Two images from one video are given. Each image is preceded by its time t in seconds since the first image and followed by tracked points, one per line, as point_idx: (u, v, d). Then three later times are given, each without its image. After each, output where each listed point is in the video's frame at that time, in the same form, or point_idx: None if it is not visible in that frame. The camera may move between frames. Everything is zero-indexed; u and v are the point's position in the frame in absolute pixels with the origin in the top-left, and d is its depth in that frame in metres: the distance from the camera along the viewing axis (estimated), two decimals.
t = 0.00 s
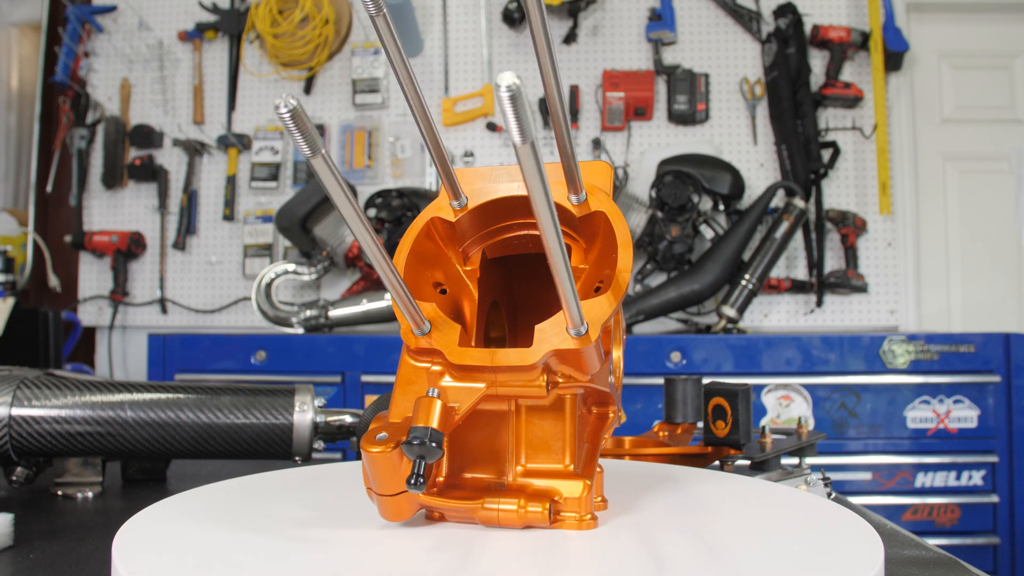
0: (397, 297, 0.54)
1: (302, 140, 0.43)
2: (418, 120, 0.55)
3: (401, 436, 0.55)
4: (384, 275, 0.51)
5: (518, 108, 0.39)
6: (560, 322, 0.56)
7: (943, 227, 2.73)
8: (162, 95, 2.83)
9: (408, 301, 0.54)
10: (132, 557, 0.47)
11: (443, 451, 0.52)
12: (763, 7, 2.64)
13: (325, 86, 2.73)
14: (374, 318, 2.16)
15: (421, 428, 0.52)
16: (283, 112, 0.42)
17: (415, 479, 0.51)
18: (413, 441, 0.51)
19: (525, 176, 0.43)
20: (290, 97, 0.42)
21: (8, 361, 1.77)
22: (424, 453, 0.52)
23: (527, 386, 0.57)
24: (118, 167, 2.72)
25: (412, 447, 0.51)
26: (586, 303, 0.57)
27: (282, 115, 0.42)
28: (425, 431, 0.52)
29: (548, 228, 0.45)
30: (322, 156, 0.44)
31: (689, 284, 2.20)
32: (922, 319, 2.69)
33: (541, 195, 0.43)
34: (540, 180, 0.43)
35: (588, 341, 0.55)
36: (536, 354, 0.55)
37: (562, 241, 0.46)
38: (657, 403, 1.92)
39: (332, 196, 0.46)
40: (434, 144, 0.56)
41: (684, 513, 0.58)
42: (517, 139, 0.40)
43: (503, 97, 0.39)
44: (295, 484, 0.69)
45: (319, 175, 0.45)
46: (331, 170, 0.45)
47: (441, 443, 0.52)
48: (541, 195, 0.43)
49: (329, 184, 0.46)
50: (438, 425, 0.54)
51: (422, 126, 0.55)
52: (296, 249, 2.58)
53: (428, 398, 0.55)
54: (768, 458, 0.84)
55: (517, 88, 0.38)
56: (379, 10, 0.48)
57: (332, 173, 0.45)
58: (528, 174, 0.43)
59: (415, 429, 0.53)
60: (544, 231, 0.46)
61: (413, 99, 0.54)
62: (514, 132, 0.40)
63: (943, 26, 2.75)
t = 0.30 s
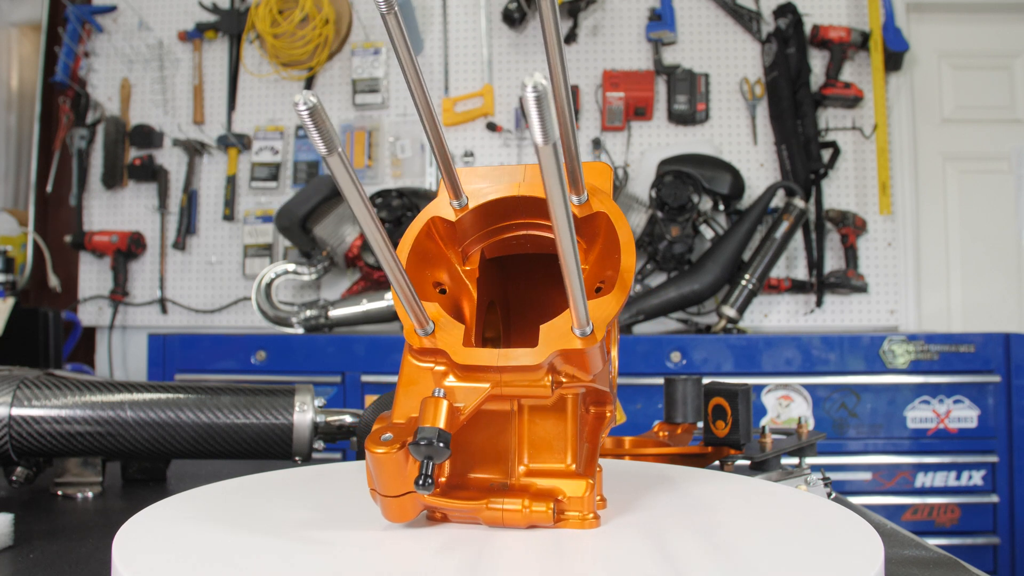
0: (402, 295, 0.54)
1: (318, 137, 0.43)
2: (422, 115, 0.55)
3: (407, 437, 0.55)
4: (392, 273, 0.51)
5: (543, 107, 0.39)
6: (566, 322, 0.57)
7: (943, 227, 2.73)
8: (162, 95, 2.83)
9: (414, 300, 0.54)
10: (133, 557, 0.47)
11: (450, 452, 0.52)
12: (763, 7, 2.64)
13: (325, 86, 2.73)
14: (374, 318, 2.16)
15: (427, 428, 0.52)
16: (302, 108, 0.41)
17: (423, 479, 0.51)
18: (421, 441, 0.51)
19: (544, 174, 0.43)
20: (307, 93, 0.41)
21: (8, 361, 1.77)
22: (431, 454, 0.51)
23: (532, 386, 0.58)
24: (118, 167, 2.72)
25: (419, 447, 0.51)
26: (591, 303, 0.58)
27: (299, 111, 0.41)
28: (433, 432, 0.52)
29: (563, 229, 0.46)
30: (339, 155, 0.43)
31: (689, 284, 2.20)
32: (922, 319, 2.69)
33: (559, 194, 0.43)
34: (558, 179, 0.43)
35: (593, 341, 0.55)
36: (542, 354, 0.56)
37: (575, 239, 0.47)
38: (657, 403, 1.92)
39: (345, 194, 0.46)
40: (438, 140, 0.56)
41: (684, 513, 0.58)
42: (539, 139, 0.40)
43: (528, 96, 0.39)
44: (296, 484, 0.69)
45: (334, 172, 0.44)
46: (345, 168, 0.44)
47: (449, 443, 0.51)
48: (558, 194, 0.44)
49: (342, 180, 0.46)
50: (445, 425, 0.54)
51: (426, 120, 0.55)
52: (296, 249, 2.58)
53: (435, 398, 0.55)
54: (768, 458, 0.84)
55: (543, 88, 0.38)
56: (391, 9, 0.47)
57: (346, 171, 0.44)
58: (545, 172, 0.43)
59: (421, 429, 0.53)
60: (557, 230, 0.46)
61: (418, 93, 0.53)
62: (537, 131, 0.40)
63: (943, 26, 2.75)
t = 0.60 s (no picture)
0: (408, 295, 0.53)
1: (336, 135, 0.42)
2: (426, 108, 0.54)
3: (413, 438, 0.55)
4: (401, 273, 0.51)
5: (568, 110, 0.39)
6: (570, 323, 0.57)
7: (943, 227, 2.73)
8: (162, 95, 2.83)
9: (420, 300, 0.54)
10: (132, 557, 0.47)
11: (458, 452, 0.52)
12: (763, 7, 2.64)
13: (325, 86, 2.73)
14: (374, 318, 2.16)
15: (433, 429, 0.52)
16: (322, 107, 0.40)
17: (431, 479, 0.51)
18: (428, 443, 0.51)
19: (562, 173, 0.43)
20: (328, 92, 0.40)
21: (8, 361, 1.77)
22: (439, 455, 0.51)
23: (537, 386, 0.58)
24: (118, 167, 2.72)
25: (427, 448, 0.51)
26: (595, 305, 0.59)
27: (318, 109, 0.41)
28: (441, 432, 0.52)
29: (576, 226, 0.46)
30: (355, 153, 0.43)
31: (689, 284, 2.20)
32: (922, 319, 2.69)
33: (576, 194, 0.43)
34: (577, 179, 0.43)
35: (598, 341, 0.56)
36: (547, 355, 0.56)
37: (588, 239, 0.47)
38: (657, 403, 1.92)
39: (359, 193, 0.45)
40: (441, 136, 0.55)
41: (684, 513, 0.58)
42: (561, 140, 0.40)
43: (553, 97, 0.39)
44: (297, 484, 0.69)
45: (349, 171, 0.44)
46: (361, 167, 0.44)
47: (456, 444, 0.52)
48: (575, 193, 0.44)
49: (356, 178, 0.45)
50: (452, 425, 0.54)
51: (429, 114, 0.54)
52: (296, 249, 2.58)
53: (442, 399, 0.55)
54: (768, 458, 0.84)
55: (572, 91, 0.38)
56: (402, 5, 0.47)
57: (361, 169, 0.44)
58: (564, 172, 0.43)
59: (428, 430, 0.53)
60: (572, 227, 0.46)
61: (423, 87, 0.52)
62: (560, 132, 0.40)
63: (943, 26, 2.75)
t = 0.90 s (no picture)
0: (415, 295, 0.53)
1: (355, 134, 0.41)
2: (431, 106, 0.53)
3: (419, 438, 0.54)
4: (409, 272, 0.51)
5: (593, 112, 0.39)
6: (574, 323, 0.58)
7: (943, 228, 2.73)
8: (162, 95, 2.83)
9: (426, 300, 0.54)
10: (133, 557, 0.47)
11: (466, 452, 0.51)
12: (763, 7, 2.64)
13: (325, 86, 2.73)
14: (374, 318, 2.16)
15: (441, 429, 0.51)
16: (344, 106, 0.40)
17: (440, 480, 0.51)
18: (436, 442, 0.50)
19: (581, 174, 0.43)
20: (350, 90, 0.40)
21: (8, 361, 1.77)
22: (447, 455, 0.51)
23: (541, 386, 0.58)
24: (118, 167, 2.72)
25: (435, 449, 0.50)
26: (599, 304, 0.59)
27: (339, 107, 0.40)
28: (448, 432, 0.51)
29: (589, 226, 0.47)
30: (373, 152, 0.43)
31: (689, 284, 2.20)
32: (922, 319, 2.69)
33: (594, 195, 0.44)
34: (595, 181, 0.43)
35: (603, 341, 0.57)
36: (553, 355, 0.56)
37: (599, 239, 0.48)
38: (657, 403, 1.92)
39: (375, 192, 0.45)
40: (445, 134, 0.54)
41: (684, 512, 0.58)
42: (583, 143, 0.41)
43: (579, 98, 0.39)
44: (298, 484, 0.69)
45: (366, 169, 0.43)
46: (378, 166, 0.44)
47: (464, 444, 0.51)
48: (593, 194, 0.45)
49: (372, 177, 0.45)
50: (460, 425, 0.54)
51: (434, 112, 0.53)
52: (296, 249, 2.58)
53: (448, 398, 0.55)
54: (768, 458, 0.84)
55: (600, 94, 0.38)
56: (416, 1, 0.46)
57: (379, 168, 0.44)
58: (582, 173, 0.43)
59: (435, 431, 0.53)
60: (587, 226, 0.47)
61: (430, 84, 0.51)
62: (583, 134, 0.40)
63: (943, 26, 2.75)
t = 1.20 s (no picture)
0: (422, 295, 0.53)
1: (375, 133, 0.41)
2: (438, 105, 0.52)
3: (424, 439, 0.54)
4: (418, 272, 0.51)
5: (617, 112, 0.40)
6: (579, 323, 0.58)
7: (943, 228, 2.73)
8: (162, 95, 2.83)
9: (434, 302, 0.54)
10: (133, 557, 0.47)
11: (474, 452, 0.51)
12: (763, 7, 2.64)
13: (325, 86, 2.73)
14: (374, 318, 2.16)
15: (448, 430, 0.51)
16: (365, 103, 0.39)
17: (449, 481, 0.51)
18: (444, 443, 0.50)
19: (598, 173, 0.44)
20: (371, 87, 0.40)
21: (8, 361, 1.77)
22: (455, 455, 0.51)
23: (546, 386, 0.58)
24: (118, 167, 2.72)
25: (443, 449, 0.50)
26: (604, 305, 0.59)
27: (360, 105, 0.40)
28: (456, 433, 0.51)
29: (603, 228, 0.47)
30: (392, 150, 0.43)
31: (689, 284, 2.20)
32: (922, 319, 2.69)
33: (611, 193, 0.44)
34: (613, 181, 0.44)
35: (607, 341, 0.57)
36: (558, 355, 0.56)
37: (612, 241, 0.48)
38: (657, 403, 1.92)
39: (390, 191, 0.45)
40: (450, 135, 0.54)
41: (684, 512, 0.58)
42: (605, 143, 0.41)
43: (603, 100, 0.40)
44: (298, 484, 0.69)
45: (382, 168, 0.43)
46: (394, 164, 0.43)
47: (472, 444, 0.51)
48: (610, 195, 0.45)
49: (387, 175, 0.44)
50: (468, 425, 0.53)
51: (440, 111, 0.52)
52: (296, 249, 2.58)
53: (455, 399, 0.55)
54: (768, 458, 0.84)
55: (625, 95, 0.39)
56: None
57: (396, 167, 0.44)
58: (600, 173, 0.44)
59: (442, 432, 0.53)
60: (600, 225, 0.47)
61: (437, 84, 0.51)
62: (604, 135, 0.41)
63: (943, 26, 2.75)
